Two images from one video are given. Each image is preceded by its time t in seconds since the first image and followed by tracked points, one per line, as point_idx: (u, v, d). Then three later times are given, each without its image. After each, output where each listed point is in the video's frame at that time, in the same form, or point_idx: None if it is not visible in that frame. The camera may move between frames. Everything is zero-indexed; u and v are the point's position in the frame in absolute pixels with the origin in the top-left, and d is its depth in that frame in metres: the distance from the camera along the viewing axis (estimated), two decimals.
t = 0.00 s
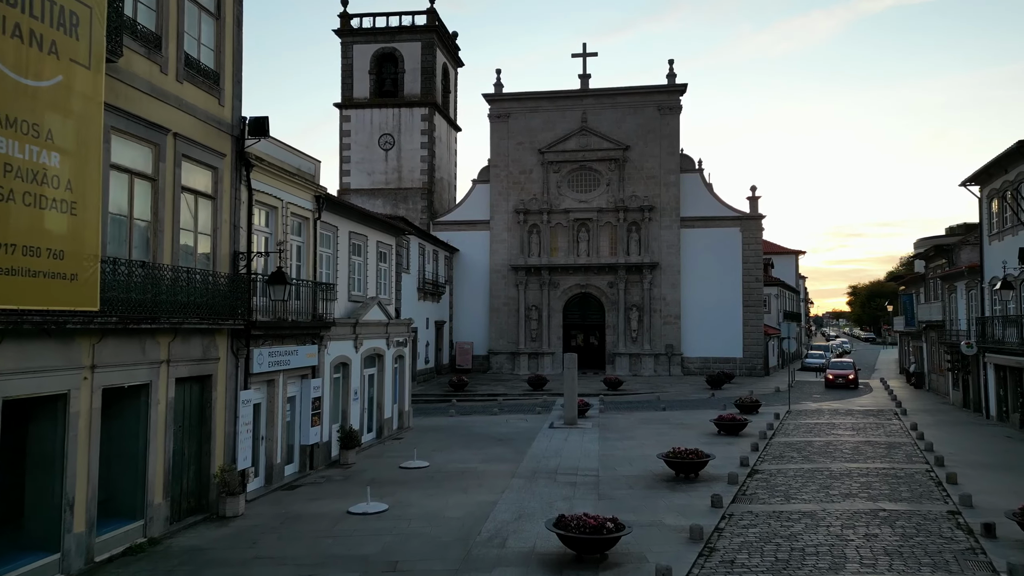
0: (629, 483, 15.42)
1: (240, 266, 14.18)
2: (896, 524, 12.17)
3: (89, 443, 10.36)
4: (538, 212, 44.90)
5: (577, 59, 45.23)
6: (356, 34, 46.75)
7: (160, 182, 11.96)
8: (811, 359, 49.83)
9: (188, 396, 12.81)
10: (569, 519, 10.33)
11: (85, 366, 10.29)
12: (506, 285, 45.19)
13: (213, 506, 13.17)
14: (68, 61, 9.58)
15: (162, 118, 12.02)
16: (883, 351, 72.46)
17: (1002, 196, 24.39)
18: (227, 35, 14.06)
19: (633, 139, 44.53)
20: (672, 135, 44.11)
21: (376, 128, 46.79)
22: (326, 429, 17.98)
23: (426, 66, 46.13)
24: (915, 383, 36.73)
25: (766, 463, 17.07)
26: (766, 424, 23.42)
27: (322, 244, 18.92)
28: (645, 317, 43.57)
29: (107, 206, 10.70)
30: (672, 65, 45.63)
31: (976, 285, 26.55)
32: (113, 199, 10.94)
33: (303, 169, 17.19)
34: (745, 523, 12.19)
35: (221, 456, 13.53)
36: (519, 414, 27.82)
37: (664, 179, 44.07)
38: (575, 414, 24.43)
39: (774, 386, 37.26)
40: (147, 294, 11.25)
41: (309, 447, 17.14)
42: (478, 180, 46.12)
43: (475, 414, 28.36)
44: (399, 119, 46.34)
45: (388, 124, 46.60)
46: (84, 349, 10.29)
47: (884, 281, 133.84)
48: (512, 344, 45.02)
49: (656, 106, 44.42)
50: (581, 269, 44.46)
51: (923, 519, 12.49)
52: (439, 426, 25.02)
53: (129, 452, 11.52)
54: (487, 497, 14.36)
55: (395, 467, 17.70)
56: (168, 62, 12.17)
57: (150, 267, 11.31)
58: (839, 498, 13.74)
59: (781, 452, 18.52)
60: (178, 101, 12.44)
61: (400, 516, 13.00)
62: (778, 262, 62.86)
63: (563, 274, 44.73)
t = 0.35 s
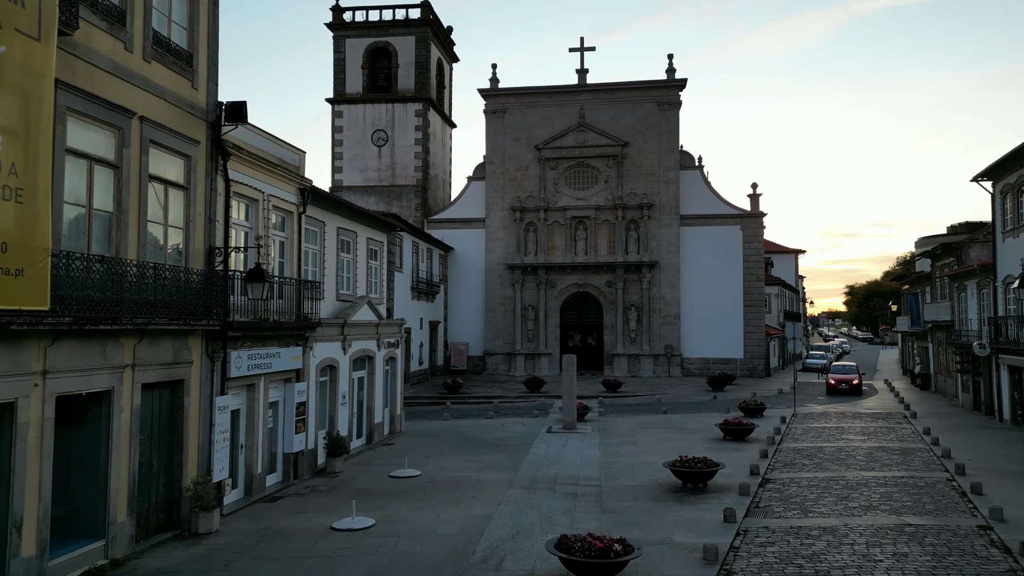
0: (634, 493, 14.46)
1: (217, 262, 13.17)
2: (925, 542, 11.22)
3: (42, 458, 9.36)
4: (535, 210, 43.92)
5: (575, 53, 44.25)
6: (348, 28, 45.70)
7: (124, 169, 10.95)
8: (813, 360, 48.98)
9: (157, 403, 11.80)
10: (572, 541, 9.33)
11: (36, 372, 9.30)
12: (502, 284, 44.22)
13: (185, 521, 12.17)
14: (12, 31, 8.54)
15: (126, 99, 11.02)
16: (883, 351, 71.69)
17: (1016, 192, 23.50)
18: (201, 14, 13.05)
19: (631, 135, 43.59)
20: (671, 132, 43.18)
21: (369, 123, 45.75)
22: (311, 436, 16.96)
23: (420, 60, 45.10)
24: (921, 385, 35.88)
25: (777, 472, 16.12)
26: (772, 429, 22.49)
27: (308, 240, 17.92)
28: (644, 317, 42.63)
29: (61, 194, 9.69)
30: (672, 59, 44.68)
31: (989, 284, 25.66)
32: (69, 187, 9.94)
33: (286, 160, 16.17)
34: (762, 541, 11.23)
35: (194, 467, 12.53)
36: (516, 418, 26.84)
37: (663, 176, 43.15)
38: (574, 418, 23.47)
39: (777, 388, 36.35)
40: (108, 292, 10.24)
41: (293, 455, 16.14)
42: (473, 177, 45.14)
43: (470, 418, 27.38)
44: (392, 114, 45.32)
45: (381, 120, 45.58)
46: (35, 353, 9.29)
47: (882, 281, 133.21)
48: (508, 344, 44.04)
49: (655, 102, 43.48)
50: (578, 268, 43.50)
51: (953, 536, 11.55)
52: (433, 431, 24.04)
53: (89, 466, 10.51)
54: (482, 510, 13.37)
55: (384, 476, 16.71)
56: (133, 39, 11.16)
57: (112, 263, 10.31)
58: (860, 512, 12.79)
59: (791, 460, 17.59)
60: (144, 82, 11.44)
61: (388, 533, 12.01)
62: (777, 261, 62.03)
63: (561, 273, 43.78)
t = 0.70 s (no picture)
0: (638, 505, 13.58)
1: (190, 258, 12.24)
2: (955, 560, 10.36)
3: None
4: (531, 208, 43.03)
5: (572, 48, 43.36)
6: (341, 22, 44.72)
7: (83, 156, 10.02)
8: (814, 361, 48.22)
9: (123, 411, 10.88)
10: (574, 565, 8.39)
11: None
12: (498, 284, 43.34)
13: (153, 539, 11.25)
14: None
15: (85, 80, 10.09)
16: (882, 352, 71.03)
17: None
18: None
19: (630, 131, 42.74)
20: (670, 128, 42.35)
21: (362, 119, 44.78)
22: (296, 444, 16.04)
23: (414, 55, 44.17)
24: (926, 387, 35.13)
25: (788, 481, 15.25)
26: (778, 433, 21.66)
27: (293, 236, 17.02)
28: (643, 317, 41.78)
29: (10, 182, 8.77)
30: (671, 54, 43.82)
31: (1000, 283, 24.87)
32: (20, 175, 9.03)
33: (268, 151, 15.24)
34: (779, 560, 10.35)
35: (164, 480, 11.60)
36: (512, 422, 25.95)
37: (662, 173, 42.30)
38: (573, 422, 22.61)
39: (779, 390, 35.53)
40: (63, 290, 9.31)
41: (276, 464, 15.23)
42: (468, 174, 44.26)
43: (465, 421, 26.48)
44: (386, 110, 44.38)
45: (374, 116, 44.64)
46: None
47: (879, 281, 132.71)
48: (504, 345, 43.15)
49: (654, 97, 42.63)
50: (576, 268, 42.64)
51: (984, 553, 10.70)
52: (426, 436, 23.13)
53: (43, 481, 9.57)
54: (476, 525, 12.46)
55: (373, 486, 15.80)
56: (94, 14, 10.24)
57: (69, 258, 9.39)
58: (882, 526, 11.91)
59: (802, 467, 16.76)
60: (107, 62, 10.51)
61: (374, 552, 11.08)
62: (777, 260, 61.29)
63: (557, 272, 42.92)
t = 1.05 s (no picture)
0: (641, 517, 12.71)
1: (157, 253, 11.33)
2: None
3: None
4: (526, 205, 42.16)
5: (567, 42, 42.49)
6: (332, 16, 43.75)
7: (34, 139, 9.11)
8: (813, 361, 47.49)
9: (79, 419, 9.95)
10: None
11: None
12: (492, 283, 42.46)
13: (115, 558, 10.33)
14: None
15: (36, 55, 9.19)
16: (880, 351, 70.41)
17: None
18: None
19: (626, 127, 41.91)
20: (668, 124, 41.53)
21: (353, 115, 43.84)
22: (276, 451, 15.13)
23: (406, 50, 43.26)
24: (929, 388, 34.42)
25: (798, 490, 14.41)
26: (783, 438, 20.83)
27: (274, 231, 16.10)
28: (639, 317, 40.96)
29: None
30: (668, 49, 42.99)
31: (1009, 282, 24.13)
32: None
33: (246, 140, 14.33)
34: None
35: (127, 494, 10.68)
36: (506, 426, 25.05)
37: (659, 170, 41.49)
38: (569, 426, 21.72)
39: (779, 391, 34.73)
40: (9, 286, 8.39)
41: (254, 473, 14.31)
42: (461, 171, 43.37)
43: (457, 425, 25.56)
44: (377, 106, 43.43)
45: (365, 112, 43.70)
46: None
47: (875, 280, 132.26)
48: (498, 345, 42.26)
49: (651, 93, 41.81)
50: (571, 266, 41.79)
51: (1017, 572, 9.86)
52: (417, 441, 22.22)
53: None
54: (466, 541, 11.58)
55: (358, 496, 14.87)
56: None
57: (15, 251, 8.48)
58: (903, 542, 11.07)
59: (811, 475, 15.94)
60: (63, 37, 9.60)
61: (355, 572, 10.18)
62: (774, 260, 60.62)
63: (552, 271, 42.05)
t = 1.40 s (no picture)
0: (640, 533, 11.76)
1: (109, 246, 10.29)
2: None
3: None
4: (516, 203, 41.19)
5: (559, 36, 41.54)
6: (317, 7, 42.58)
7: None
8: (807, 362, 46.77)
9: (17, 432, 8.92)
10: None
11: None
12: (482, 282, 41.46)
13: None
14: None
15: None
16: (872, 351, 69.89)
17: None
18: None
19: (619, 123, 41.01)
20: (661, 120, 40.66)
21: (339, 110, 42.72)
22: (248, 461, 14.10)
23: (394, 43, 42.18)
24: (928, 389, 33.72)
25: (806, 502, 13.51)
26: (784, 443, 19.95)
27: (246, 225, 15.07)
28: (632, 317, 40.07)
29: None
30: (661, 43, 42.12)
31: (1015, 281, 23.40)
32: None
33: (213, 125, 13.29)
34: None
35: (73, 514, 9.63)
36: (495, 430, 24.06)
37: (652, 167, 40.62)
38: (561, 432, 20.78)
39: (775, 393, 33.93)
40: None
41: (223, 487, 13.27)
42: (450, 167, 42.35)
43: (445, 430, 24.55)
44: (364, 100, 42.34)
45: (352, 106, 42.60)
46: None
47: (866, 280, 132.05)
48: (488, 346, 41.27)
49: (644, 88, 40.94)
50: (563, 265, 40.84)
51: None
52: (402, 447, 21.20)
53: None
54: (450, 563, 10.59)
55: (335, 509, 13.84)
56: None
57: None
58: (925, 562, 10.19)
59: (819, 484, 15.05)
60: None
61: None
62: (767, 259, 59.94)
63: (543, 270, 41.10)
